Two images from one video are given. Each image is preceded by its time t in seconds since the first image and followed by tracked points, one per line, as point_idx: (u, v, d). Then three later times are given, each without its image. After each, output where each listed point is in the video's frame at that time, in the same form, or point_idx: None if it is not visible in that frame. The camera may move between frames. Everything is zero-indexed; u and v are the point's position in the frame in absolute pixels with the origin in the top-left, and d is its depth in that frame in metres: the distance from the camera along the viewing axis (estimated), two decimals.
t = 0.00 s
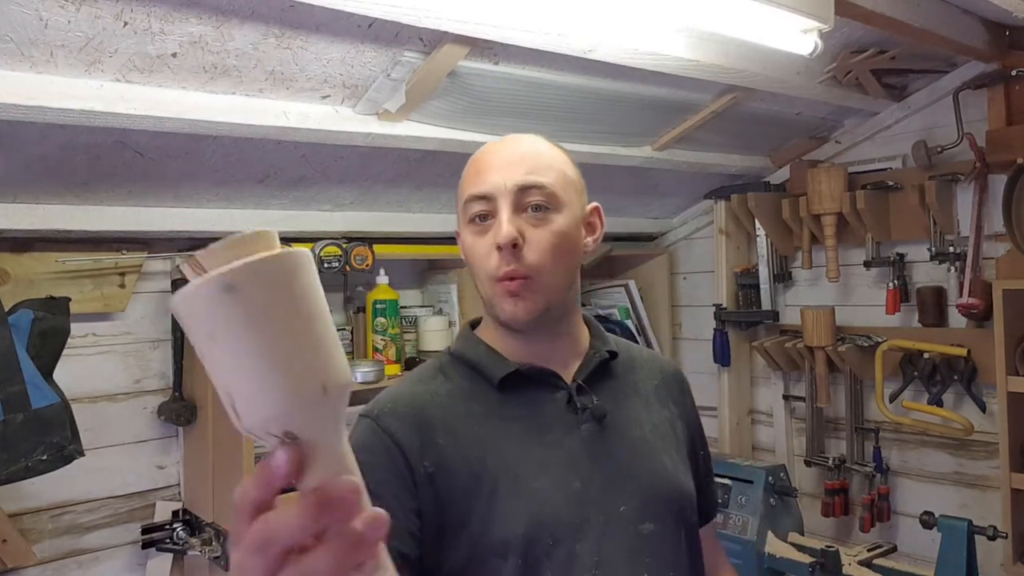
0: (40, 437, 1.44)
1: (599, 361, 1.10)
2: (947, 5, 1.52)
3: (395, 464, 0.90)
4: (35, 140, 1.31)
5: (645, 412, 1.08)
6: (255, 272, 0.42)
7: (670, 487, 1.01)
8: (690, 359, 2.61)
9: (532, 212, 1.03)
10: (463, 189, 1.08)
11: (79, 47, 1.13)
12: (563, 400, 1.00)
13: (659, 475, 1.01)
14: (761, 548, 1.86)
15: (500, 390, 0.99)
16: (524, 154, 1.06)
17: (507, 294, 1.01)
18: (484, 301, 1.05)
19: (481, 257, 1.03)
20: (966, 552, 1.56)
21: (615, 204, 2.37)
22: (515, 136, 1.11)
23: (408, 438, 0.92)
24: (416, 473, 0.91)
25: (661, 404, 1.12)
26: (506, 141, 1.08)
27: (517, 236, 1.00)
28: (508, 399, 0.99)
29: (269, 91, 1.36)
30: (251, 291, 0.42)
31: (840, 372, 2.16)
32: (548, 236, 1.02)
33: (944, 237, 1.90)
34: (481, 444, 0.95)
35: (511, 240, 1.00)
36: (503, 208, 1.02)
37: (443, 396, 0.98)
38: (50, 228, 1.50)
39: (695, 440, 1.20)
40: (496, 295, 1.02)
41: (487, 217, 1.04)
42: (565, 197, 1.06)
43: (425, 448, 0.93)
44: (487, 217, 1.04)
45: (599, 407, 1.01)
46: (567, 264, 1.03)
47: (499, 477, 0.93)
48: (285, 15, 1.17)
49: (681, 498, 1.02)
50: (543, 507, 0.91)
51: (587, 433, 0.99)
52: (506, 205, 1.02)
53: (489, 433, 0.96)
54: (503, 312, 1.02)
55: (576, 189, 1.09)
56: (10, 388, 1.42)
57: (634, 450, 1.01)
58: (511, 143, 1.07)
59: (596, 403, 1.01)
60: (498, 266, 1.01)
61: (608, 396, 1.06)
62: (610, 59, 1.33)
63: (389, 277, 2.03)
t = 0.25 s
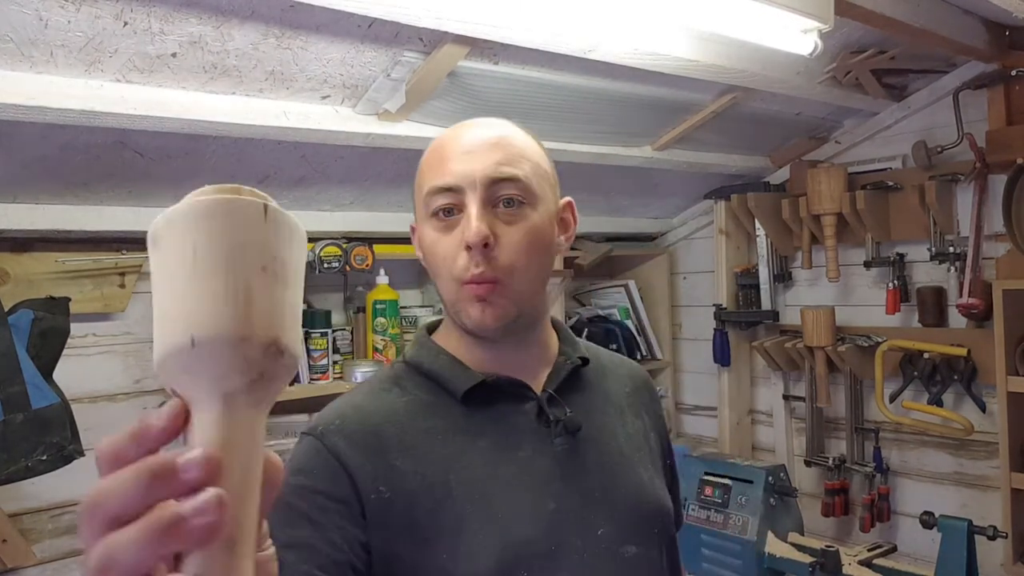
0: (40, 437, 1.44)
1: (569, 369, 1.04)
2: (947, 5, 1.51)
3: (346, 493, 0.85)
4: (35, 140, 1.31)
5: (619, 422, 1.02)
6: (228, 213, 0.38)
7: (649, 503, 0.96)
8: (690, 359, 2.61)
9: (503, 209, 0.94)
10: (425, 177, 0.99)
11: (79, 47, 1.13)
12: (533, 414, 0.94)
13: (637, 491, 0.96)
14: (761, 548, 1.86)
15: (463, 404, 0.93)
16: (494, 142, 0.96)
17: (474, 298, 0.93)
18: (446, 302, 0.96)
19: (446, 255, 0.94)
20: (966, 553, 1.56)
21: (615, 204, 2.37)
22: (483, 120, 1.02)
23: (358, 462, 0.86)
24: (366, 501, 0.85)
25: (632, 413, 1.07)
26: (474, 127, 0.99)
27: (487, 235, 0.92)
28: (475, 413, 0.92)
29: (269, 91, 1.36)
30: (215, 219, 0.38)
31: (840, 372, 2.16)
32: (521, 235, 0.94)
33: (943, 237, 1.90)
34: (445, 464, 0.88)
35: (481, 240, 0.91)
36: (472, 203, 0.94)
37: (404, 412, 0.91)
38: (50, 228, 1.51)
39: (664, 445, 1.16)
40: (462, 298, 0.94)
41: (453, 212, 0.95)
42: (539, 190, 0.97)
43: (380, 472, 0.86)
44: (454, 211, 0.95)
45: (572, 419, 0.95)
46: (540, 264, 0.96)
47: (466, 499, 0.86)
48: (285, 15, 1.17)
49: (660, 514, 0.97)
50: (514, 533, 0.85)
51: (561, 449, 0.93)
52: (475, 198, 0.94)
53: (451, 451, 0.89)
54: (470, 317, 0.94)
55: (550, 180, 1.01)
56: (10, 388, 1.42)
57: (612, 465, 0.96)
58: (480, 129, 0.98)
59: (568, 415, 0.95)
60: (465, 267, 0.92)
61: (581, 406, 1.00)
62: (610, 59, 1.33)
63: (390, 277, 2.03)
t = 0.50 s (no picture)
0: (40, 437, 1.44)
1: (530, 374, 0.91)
2: (948, 5, 1.51)
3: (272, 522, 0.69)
4: (35, 140, 1.31)
5: (582, 433, 0.90)
6: (336, 219, 0.33)
7: (616, 523, 0.85)
8: (690, 359, 2.61)
9: (461, 200, 0.80)
10: (366, 167, 0.82)
11: (79, 46, 1.13)
12: (490, 427, 0.81)
13: (605, 512, 0.84)
14: (761, 547, 1.86)
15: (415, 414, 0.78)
16: (448, 122, 0.81)
17: (430, 305, 0.79)
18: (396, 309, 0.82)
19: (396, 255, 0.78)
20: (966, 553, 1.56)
21: (615, 203, 2.37)
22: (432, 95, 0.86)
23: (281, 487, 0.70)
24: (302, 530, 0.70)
25: (598, 422, 0.95)
26: (422, 104, 0.82)
27: (448, 231, 0.77)
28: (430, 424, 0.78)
29: (269, 91, 1.36)
30: (312, 228, 0.33)
31: (840, 372, 2.16)
32: (484, 230, 0.80)
33: (944, 237, 1.90)
34: (389, 485, 0.73)
35: (440, 236, 0.76)
36: (426, 194, 0.78)
37: (339, 425, 0.76)
38: (50, 228, 1.50)
39: (627, 453, 1.04)
40: (417, 304, 0.80)
41: (403, 206, 0.79)
42: (500, 177, 0.84)
43: (309, 496, 0.71)
44: (404, 203, 0.79)
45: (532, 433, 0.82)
46: (504, 261, 0.83)
47: (412, 531, 0.72)
48: (285, 15, 1.17)
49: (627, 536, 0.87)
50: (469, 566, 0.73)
51: (519, 466, 0.80)
52: (429, 188, 0.78)
53: (395, 469, 0.74)
54: (425, 324, 0.80)
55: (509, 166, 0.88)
56: (10, 388, 1.41)
57: (577, 481, 0.83)
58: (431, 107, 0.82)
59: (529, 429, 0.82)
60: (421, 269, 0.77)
61: (540, 416, 0.87)
62: (609, 59, 1.33)
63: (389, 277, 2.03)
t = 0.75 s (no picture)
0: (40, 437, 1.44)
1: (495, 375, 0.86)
2: (948, 5, 1.51)
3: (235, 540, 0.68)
4: (36, 140, 1.31)
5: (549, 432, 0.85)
6: (509, 315, 0.51)
7: (591, 527, 0.80)
8: (690, 359, 2.61)
9: (408, 194, 0.77)
10: (314, 162, 0.81)
11: (79, 46, 1.13)
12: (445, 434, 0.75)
13: (577, 515, 0.80)
14: (761, 548, 1.86)
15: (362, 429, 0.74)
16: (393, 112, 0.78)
17: (375, 301, 0.76)
18: (346, 306, 0.80)
19: (343, 251, 0.77)
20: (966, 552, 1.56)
21: (616, 203, 2.37)
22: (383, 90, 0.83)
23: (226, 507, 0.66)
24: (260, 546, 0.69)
25: (569, 419, 0.90)
26: (368, 97, 0.80)
27: (390, 224, 0.74)
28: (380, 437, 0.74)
29: (269, 91, 1.36)
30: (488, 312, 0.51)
31: (840, 372, 2.16)
32: (431, 223, 0.76)
33: (944, 236, 1.90)
34: (345, 500, 0.71)
35: (382, 230, 0.74)
36: (370, 188, 0.76)
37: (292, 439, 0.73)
38: (50, 228, 1.50)
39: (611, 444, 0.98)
40: (363, 301, 0.77)
41: (349, 200, 0.77)
42: (453, 168, 0.80)
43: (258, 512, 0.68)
44: (348, 199, 0.77)
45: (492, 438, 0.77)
46: (456, 256, 0.79)
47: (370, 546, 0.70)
48: (285, 15, 1.17)
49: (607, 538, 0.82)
50: None
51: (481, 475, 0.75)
52: (372, 182, 0.75)
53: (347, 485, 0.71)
54: (371, 323, 0.77)
55: (465, 157, 0.84)
56: (10, 388, 1.41)
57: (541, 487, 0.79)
58: (378, 99, 0.79)
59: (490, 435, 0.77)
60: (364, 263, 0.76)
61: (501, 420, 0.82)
62: (609, 60, 1.33)
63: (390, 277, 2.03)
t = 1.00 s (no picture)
0: (41, 437, 1.45)
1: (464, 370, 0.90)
2: (947, 6, 1.52)
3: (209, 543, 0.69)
4: (37, 141, 1.31)
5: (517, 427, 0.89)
6: (556, 337, 0.56)
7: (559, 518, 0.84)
8: (690, 359, 2.62)
9: (367, 193, 0.80)
10: (271, 162, 0.83)
11: (80, 47, 1.13)
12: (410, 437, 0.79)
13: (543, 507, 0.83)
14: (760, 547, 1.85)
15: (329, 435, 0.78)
16: (350, 115, 0.81)
17: (336, 300, 0.78)
18: (306, 307, 0.81)
19: (303, 251, 0.79)
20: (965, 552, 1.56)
21: (615, 204, 2.38)
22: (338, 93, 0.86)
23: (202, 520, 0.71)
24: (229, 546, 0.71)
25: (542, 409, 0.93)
26: (325, 100, 0.83)
27: (351, 223, 0.77)
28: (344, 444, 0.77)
29: (269, 91, 1.36)
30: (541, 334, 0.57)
31: (840, 372, 2.17)
32: (390, 222, 0.79)
33: (943, 237, 1.90)
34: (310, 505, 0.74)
35: (343, 229, 0.76)
36: (329, 187, 0.78)
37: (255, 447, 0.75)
38: (51, 228, 1.51)
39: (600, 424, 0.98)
40: (323, 301, 0.79)
41: (307, 202, 0.80)
42: (409, 169, 0.83)
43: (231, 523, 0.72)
44: (307, 199, 0.80)
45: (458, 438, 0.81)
46: (416, 255, 0.82)
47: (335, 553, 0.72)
48: (285, 15, 1.17)
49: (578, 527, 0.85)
50: None
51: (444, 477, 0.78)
52: (331, 182, 0.78)
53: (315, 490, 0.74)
54: (333, 321, 0.79)
55: (422, 159, 0.88)
56: (11, 388, 1.43)
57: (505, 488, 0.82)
58: (334, 102, 0.82)
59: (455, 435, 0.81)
60: (326, 262, 0.78)
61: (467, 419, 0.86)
62: (609, 60, 1.34)
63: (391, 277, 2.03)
